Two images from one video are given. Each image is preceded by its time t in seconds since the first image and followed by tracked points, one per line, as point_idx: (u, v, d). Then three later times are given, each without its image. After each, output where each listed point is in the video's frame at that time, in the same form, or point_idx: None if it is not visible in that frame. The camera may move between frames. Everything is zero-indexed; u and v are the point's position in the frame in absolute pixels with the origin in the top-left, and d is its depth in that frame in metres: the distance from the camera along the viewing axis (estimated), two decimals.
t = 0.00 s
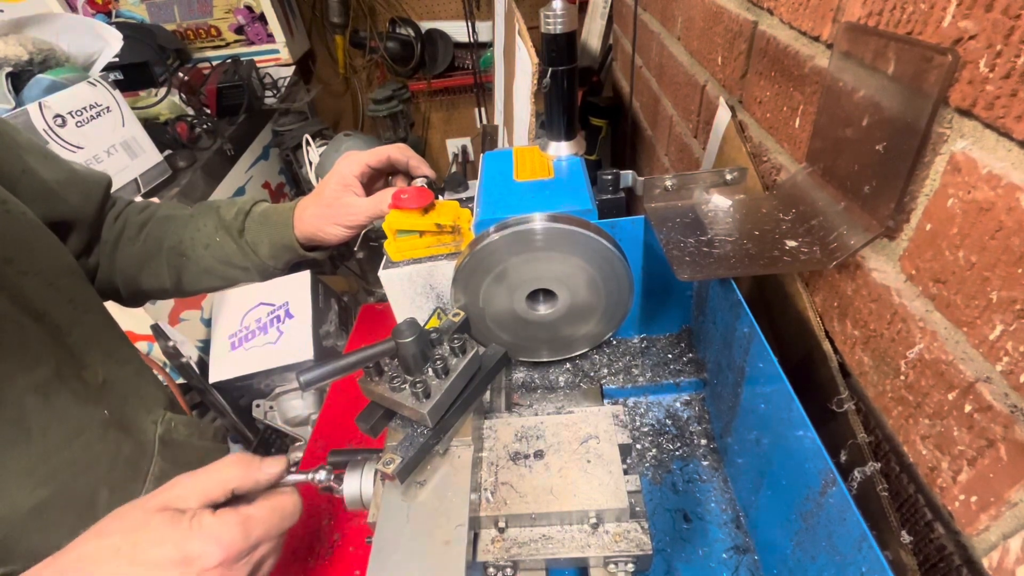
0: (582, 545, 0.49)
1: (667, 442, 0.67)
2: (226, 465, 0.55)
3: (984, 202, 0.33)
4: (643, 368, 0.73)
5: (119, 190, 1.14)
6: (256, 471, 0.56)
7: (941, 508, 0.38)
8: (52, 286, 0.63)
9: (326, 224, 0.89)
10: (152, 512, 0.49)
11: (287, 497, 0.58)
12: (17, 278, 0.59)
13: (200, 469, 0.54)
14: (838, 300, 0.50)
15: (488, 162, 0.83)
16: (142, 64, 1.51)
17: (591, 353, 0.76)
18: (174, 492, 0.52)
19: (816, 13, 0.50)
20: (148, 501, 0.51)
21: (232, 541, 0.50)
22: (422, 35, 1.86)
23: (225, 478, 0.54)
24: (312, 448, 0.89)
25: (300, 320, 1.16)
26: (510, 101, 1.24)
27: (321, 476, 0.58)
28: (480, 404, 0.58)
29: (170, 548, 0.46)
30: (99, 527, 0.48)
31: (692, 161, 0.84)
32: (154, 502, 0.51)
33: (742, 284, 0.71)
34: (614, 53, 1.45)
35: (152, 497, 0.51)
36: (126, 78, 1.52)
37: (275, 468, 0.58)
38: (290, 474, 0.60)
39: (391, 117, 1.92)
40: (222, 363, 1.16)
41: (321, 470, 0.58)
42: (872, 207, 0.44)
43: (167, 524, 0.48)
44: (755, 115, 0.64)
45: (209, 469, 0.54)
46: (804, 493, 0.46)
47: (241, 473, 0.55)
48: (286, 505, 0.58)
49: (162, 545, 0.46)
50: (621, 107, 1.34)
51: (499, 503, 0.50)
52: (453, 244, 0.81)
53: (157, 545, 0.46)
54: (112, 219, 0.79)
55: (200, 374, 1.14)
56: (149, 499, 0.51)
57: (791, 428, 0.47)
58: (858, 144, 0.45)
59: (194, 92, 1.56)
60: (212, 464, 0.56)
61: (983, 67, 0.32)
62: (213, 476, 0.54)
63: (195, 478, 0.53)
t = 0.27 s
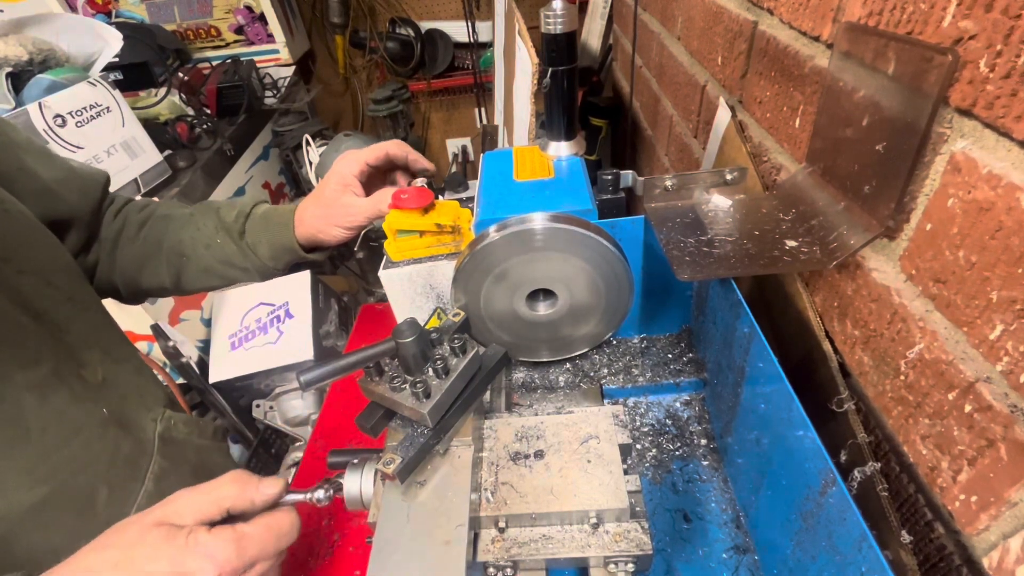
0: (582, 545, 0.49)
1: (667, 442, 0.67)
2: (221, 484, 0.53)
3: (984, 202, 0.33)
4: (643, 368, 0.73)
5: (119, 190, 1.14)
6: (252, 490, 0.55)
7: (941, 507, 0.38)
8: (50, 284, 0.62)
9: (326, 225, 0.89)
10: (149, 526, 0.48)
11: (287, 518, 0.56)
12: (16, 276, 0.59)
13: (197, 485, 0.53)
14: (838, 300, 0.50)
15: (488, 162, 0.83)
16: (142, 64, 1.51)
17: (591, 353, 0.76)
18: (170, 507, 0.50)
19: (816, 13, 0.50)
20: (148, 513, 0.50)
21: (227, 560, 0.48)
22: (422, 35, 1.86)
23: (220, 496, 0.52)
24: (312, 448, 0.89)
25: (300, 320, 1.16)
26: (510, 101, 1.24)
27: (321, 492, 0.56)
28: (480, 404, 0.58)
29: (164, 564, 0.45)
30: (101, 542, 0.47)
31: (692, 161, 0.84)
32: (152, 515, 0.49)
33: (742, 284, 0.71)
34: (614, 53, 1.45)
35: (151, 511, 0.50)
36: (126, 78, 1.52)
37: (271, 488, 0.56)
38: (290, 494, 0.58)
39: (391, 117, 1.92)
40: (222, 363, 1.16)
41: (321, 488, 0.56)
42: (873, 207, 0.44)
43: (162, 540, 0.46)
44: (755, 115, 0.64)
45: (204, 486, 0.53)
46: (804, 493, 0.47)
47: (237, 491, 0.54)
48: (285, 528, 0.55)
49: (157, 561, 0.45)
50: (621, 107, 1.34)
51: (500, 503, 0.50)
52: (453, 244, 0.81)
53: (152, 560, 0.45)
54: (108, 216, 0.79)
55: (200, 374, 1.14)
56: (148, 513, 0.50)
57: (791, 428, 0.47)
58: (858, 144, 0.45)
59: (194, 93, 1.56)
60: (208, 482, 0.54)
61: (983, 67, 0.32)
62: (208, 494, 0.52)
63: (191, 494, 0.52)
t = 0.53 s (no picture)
0: (582, 545, 0.49)
1: (667, 442, 0.67)
2: (223, 503, 0.52)
3: (984, 202, 0.34)
4: (643, 368, 0.73)
5: (119, 190, 1.14)
6: (253, 510, 0.53)
7: (941, 507, 0.38)
8: (45, 281, 0.62)
9: (331, 234, 0.87)
10: (150, 539, 0.48)
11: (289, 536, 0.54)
12: (11, 274, 0.59)
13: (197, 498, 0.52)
14: (838, 300, 0.50)
15: (488, 162, 0.83)
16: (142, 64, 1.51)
17: (591, 353, 0.76)
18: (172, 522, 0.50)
19: (816, 13, 0.51)
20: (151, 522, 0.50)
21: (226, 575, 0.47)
22: (422, 35, 1.86)
23: (221, 515, 0.51)
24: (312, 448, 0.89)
25: (300, 320, 1.16)
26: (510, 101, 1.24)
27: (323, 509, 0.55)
28: (480, 404, 0.58)
29: None
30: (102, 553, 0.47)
31: (692, 161, 0.85)
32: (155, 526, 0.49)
33: (742, 284, 0.71)
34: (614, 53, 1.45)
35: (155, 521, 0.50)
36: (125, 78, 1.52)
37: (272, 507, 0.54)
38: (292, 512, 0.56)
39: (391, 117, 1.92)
40: (222, 363, 1.16)
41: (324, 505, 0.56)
42: (873, 207, 0.44)
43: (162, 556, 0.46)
44: (755, 115, 0.64)
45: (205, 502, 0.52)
46: (804, 493, 0.46)
47: (238, 510, 0.52)
48: (286, 544, 0.53)
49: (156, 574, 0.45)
50: (621, 107, 1.34)
51: (500, 503, 0.50)
52: (453, 244, 0.81)
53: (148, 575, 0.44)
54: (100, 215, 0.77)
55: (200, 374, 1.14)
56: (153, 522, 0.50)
57: (791, 428, 0.47)
58: (858, 144, 0.45)
59: (194, 93, 1.56)
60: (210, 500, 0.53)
61: (983, 67, 0.32)
62: (209, 512, 0.51)
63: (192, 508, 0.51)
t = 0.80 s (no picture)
0: (582, 545, 0.49)
1: (667, 442, 0.67)
2: (236, 517, 0.52)
3: (984, 202, 0.34)
4: (643, 368, 0.73)
5: (119, 189, 1.14)
6: (264, 525, 0.53)
7: (941, 507, 0.38)
8: (35, 278, 0.62)
9: (325, 242, 0.87)
10: (163, 547, 0.48)
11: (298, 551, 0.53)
12: None
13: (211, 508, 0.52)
14: (838, 300, 0.50)
15: (488, 162, 0.83)
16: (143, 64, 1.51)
17: (591, 353, 0.76)
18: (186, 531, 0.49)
19: (816, 13, 0.51)
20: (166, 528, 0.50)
21: None
22: (422, 35, 1.86)
23: (234, 528, 0.51)
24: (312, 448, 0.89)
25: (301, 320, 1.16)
26: (510, 101, 1.24)
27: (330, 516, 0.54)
28: (481, 404, 0.58)
29: None
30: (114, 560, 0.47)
31: (692, 161, 0.85)
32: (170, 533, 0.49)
33: (742, 284, 0.71)
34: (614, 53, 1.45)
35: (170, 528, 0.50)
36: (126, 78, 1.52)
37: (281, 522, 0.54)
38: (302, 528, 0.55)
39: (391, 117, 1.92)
40: (222, 363, 1.16)
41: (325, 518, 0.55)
42: (873, 207, 0.44)
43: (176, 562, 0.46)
44: (756, 115, 0.64)
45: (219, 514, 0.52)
46: (804, 493, 0.46)
47: (250, 525, 0.52)
48: (295, 557, 0.53)
49: None
50: (621, 107, 1.34)
51: (500, 503, 0.50)
52: (453, 244, 0.81)
53: None
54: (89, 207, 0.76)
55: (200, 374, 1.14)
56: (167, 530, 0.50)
57: (791, 428, 0.47)
58: (858, 144, 0.45)
59: (194, 93, 1.55)
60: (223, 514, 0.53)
61: (983, 67, 0.32)
62: (223, 525, 0.51)
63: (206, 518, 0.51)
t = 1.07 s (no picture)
0: (582, 545, 0.49)
1: (667, 442, 0.67)
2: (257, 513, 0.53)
3: (984, 202, 0.34)
4: (643, 368, 0.73)
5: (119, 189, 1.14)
6: (285, 521, 0.53)
7: (941, 507, 0.38)
8: (22, 275, 0.61)
9: (337, 252, 0.85)
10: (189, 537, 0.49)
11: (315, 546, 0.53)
12: None
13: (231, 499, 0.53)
14: (838, 300, 0.50)
15: (488, 162, 0.83)
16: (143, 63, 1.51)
17: (591, 353, 0.76)
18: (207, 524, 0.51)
19: (816, 13, 0.51)
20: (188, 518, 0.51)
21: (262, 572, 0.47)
22: (422, 35, 1.86)
23: (255, 523, 0.52)
24: (311, 448, 0.90)
25: (301, 320, 1.16)
26: (510, 101, 1.24)
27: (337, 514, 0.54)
28: (481, 404, 0.58)
29: None
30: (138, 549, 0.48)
31: (692, 161, 0.85)
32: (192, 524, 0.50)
33: (742, 284, 0.71)
34: (614, 53, 1.45)
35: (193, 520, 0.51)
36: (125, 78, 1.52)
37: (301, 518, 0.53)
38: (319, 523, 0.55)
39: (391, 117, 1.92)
40: (223, 363, 1.17)
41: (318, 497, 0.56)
42: (872, 207, 0.44)
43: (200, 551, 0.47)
44: (756, 115, 0.64)
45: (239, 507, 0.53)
46: (804, 493, 0.46)
47: (271, 521, 0.53)
48: (314, 552, 0.53)
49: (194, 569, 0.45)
50: (621, 107, 1.34)
51: (500, 503, 0.50)
52: (453, 245, 0.81)
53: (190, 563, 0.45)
54: (92, 206, 0.75)
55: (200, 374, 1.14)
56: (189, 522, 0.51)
57: (791, 427, 0.47)
58: (858, 144, 0.45)
59: (194, 92, 1.55)
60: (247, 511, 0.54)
61: (983, 67, 0.32)
62: (246, 520, 0.52)
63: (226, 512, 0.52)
